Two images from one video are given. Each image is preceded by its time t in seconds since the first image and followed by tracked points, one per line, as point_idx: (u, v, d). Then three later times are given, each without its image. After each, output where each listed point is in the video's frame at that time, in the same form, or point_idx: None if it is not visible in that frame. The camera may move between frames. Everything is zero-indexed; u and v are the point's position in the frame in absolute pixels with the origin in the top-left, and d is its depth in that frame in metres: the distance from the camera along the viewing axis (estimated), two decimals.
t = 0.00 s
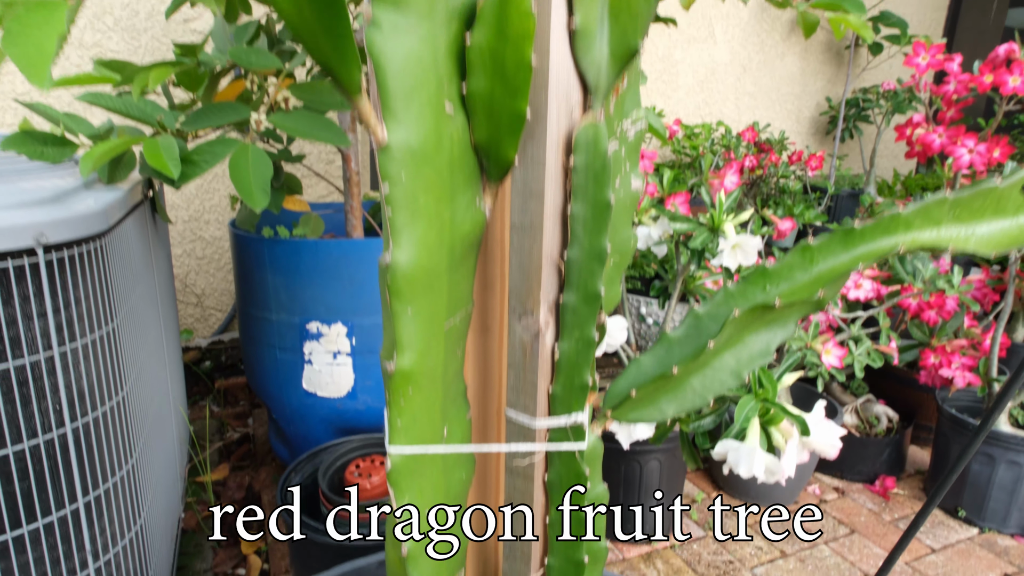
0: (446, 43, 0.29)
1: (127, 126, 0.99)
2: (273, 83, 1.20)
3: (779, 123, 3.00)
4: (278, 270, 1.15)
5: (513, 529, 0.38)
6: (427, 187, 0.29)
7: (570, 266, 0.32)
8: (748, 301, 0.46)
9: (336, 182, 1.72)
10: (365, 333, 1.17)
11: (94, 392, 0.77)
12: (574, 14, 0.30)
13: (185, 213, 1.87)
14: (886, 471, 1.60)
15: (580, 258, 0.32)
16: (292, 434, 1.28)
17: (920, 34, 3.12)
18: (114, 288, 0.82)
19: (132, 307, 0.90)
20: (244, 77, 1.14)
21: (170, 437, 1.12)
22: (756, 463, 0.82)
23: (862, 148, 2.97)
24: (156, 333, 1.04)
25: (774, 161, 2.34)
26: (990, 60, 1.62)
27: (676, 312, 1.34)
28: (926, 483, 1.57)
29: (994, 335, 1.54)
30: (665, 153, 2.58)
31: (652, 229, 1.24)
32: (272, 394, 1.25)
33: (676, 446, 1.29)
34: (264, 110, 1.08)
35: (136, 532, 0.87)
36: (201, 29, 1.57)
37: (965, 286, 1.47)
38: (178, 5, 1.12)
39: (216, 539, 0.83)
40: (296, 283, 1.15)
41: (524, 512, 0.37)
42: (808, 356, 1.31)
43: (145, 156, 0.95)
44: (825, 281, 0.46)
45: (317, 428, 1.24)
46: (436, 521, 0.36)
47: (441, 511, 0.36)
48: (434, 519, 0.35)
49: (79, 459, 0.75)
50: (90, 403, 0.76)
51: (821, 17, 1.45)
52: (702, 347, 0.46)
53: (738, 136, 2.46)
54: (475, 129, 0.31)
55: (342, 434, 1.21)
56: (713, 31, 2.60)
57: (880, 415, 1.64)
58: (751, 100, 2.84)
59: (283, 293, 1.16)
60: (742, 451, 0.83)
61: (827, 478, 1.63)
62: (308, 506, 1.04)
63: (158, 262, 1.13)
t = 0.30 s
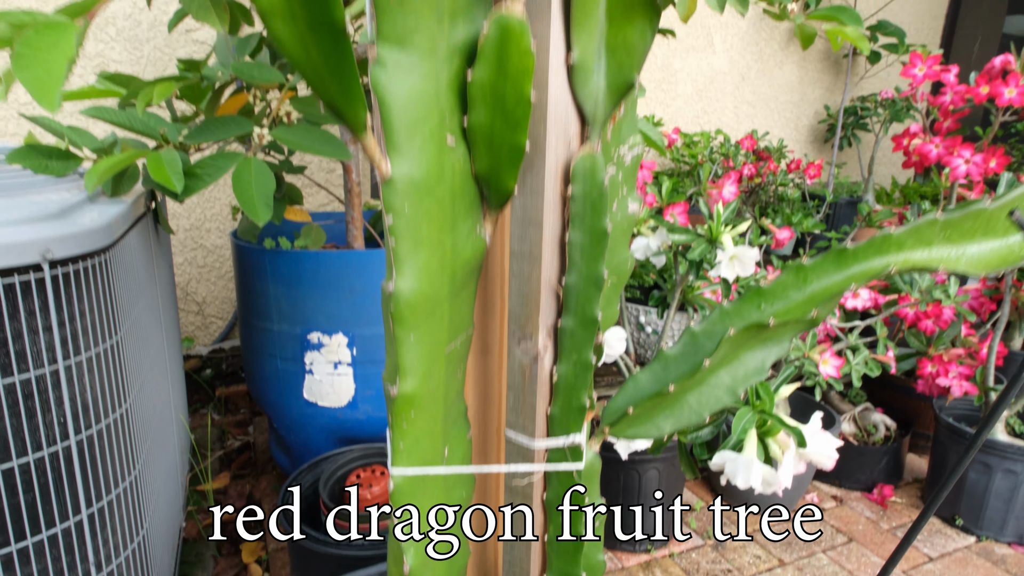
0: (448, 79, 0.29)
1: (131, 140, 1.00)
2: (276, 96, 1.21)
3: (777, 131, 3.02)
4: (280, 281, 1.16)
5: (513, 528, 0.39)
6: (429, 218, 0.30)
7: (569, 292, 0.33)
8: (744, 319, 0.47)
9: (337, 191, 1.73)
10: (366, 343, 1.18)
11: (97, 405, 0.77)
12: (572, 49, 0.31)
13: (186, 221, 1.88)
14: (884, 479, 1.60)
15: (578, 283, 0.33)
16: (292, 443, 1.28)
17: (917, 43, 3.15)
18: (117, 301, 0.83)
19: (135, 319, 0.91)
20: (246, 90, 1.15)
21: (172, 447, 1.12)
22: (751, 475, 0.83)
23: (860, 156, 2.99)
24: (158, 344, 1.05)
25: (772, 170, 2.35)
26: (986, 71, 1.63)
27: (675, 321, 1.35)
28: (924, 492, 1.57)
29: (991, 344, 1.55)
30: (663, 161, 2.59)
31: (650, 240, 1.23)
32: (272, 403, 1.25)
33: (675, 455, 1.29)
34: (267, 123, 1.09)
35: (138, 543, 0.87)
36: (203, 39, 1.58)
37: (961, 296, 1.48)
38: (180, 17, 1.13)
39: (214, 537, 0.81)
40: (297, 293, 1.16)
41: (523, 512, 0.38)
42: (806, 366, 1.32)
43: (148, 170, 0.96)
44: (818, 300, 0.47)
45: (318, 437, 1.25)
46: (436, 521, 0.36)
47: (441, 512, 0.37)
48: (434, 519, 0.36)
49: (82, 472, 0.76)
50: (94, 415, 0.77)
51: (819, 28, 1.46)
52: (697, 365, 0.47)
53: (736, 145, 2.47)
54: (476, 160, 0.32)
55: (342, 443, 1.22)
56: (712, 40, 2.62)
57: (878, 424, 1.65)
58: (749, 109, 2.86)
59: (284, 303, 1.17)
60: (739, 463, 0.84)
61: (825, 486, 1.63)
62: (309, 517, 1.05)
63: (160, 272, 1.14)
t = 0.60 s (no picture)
0: (449, 102, 0.30)
1: (133, 148, 1.00)
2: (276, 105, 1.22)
3: (776, 136, 3.03)
4: (281, 287, 1.17)
5: (513, 530, 0.40)
6: (430, 237, 0.31)
7: (567, 309, 0.34)
8: (741, 332, 0.48)
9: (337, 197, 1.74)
10: (366, 350, 1.19)
11: (99, 414, 0.78)
12: (569, 72, 0.31)
13: (187, 227, 1.89)
14: (882, 485, 1.60)
15: (576, 300, 0.34)
16: (292, 449, 1.29)
17: (916, 48, 3.16)
18: (119, 310, 0.84)
19: (137, 327, 0.92)
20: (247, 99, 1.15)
21: (173, 453, 1.13)
22: (750, 481, 0.84)
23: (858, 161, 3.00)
24: (160, 350, 1.06)
25: (771, 175, 2.36)
26: (982, 79, 1.64)
27: (673, 327, 1.35)
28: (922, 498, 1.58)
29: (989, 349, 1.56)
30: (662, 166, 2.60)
31: (649, 246, 1.23)
32: (273, 410, 1.26)
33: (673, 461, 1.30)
34: (268, 131, 1.09)
35: (140, 550, 0.88)
36: (204, 46, 1.58)
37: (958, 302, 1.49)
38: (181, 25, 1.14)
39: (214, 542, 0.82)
40: (298, 300, 1.16)
41: (523, 513, 0.39)
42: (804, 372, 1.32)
43: (150, 178, 0.97)
44: (814, 313, 0.47)
45: (318, 443, 1.25)
46: (436, 521, 0.37)
47: (441, 512, 0.37)
48: (434, 519, 0.36)
49: (84, 480, 0.76)
50: (96, 424, 0.77)
51: (817, 36, 1.47)
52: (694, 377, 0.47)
53: (735, 150, 2.48)
54: (476, 180, 0.32)
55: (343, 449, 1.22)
56: (711, 45, 2.63)
57: (876, 429, 1.66)
58: (748, 114, 2.87)
59: (285, 310, 1.18)
60: (737, 470, 0.84)
61: (824, 492, 1.64)
62: (309, 524, 1.05)
63: (161, 279, 1.14)
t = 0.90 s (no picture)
0: (450, 138, 0.31)
1: (136, 160, 1.01)
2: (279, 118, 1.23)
3: (774, 145, 3.04)
4: (282, 299, 1.18)
5: (513, 529, 0.41)
6: (432, 268, 0.31)
7: (565, 336, 0.35)
8: (736, 353, 0.48)
9: (338, 207, 1.75)
10: (367, 361, 1.20)
11: (102, 427, 0.79)
12: (568, 108, 0.32)
13: (188, 235, 1.90)
14: (881, 496, 1.61)
15: (574, 327, 0.35)
16: (292, 459, 1.30)
17: (913, 58, 3.18)
18: (122, 324, 0.85)
19: (140, 340, 0.92)
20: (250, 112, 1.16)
21: (173, 464, 1.13)
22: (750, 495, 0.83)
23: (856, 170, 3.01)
24: (161, 362, 1.07)
25: (770, 184, 2.37)
26: (977, 91, 1.65)
27: (671, 337, 1.36)
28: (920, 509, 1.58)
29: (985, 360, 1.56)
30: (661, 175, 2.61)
31: (648, 258, 1.24)
32: (273, 420, 1.26)
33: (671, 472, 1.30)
34: (270, 146, 1.10)
35: (140, 562, 0.88)
36: (207, 57, 1.60)
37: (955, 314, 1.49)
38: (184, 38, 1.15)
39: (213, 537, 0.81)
40: (299, 311, 1.17)
41: (523, 512, 0.39)
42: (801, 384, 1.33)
43: (153, 192, 0.98)
44: (809, 333, 0.48)
45: (318, 453, 1.26)
46: (436, 522, 0.37)
47: (441, 511, 0.38)
48: (434, 519, 0.37)
49: (87, 493, 0.77)
50: (98, 437, 0.78)
51: (814, 49, 1.48)
52: (690, 399, 0.48)
53: (734, 159, 2.49)
54: (477, 211, 0.33)
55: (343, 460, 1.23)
56: (709, 56, 2.64)
57: (874, 440, 1.66)
58: (746, 123, 2.88)
59: (286, 321, 1.18)
60: (735, 483, 0.84)
61: (822, 502, 1.64)
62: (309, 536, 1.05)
63: (162, 290, 1.15)
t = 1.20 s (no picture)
0: (453, 172, 0.32)
1: (141, 174, 1.02)
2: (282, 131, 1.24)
3: (774, 155, 3.06)
4: (284, 310, 1.19)
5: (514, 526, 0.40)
6: (435, 298, 0.32)
7: (565, 362, 0.36)
8: (733, 374, 0.50)
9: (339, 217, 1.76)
10: (367, 372, 1.20)
11: (105, 440, 0.79)
12: (568, 142, 0.33)
13: (191, 244, 1.91)
14: (880, 508, 1.61)
15: (573, 354, 0.36)
16: (292, 469, 1.30)
17: (912, 69, 3.20)
18: (126, 337, 0.85)
19: (143, 352, 0.93)
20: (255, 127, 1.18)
21: (174, 475, 1.14)
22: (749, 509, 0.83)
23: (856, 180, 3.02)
24: (163, 373, 1.07)
25: (769, 195, 2.39)
26: (975, 105, 1.66)
27: (671, 348, 1.36)
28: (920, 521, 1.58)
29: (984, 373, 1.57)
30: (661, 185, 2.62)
31: (648, 270, 1.25)
32: (274, 430, 1.27)
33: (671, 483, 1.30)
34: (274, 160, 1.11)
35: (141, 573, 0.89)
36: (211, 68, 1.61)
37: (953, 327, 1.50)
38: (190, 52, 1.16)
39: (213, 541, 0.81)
40: (300, 323, 1.18)
41: (523, 511, 0.39)
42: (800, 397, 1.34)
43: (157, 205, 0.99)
44: (804, 356, 0.49)
45: (318, 463, 1.26)
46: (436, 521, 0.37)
47: (441, 511, 0.38)
48: (434, 519, 0.37)
49: (90, 505, 0.77)
50: (102, 450, 0.79)
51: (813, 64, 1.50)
52: (687, 419, 0.49)
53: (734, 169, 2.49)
54: (479, 242, 0.34)
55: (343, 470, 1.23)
56: (709, 67, 2.66)
57: (873, 452, 1.67)
58: (746, 133, 2.90)
59: (288, 332, 1.19)
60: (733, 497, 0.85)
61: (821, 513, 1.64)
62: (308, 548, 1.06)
63: (165, 301, 1.15)
